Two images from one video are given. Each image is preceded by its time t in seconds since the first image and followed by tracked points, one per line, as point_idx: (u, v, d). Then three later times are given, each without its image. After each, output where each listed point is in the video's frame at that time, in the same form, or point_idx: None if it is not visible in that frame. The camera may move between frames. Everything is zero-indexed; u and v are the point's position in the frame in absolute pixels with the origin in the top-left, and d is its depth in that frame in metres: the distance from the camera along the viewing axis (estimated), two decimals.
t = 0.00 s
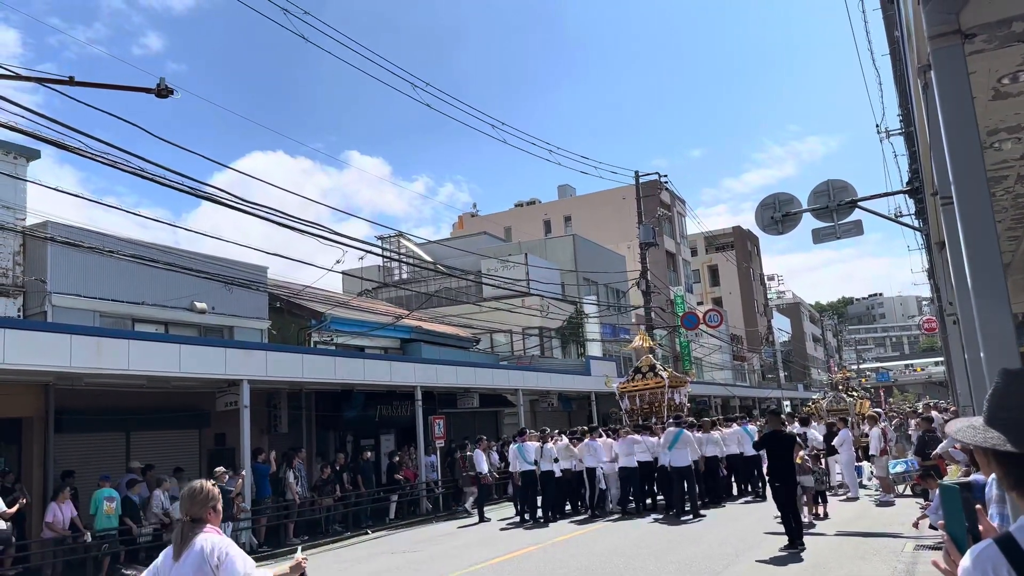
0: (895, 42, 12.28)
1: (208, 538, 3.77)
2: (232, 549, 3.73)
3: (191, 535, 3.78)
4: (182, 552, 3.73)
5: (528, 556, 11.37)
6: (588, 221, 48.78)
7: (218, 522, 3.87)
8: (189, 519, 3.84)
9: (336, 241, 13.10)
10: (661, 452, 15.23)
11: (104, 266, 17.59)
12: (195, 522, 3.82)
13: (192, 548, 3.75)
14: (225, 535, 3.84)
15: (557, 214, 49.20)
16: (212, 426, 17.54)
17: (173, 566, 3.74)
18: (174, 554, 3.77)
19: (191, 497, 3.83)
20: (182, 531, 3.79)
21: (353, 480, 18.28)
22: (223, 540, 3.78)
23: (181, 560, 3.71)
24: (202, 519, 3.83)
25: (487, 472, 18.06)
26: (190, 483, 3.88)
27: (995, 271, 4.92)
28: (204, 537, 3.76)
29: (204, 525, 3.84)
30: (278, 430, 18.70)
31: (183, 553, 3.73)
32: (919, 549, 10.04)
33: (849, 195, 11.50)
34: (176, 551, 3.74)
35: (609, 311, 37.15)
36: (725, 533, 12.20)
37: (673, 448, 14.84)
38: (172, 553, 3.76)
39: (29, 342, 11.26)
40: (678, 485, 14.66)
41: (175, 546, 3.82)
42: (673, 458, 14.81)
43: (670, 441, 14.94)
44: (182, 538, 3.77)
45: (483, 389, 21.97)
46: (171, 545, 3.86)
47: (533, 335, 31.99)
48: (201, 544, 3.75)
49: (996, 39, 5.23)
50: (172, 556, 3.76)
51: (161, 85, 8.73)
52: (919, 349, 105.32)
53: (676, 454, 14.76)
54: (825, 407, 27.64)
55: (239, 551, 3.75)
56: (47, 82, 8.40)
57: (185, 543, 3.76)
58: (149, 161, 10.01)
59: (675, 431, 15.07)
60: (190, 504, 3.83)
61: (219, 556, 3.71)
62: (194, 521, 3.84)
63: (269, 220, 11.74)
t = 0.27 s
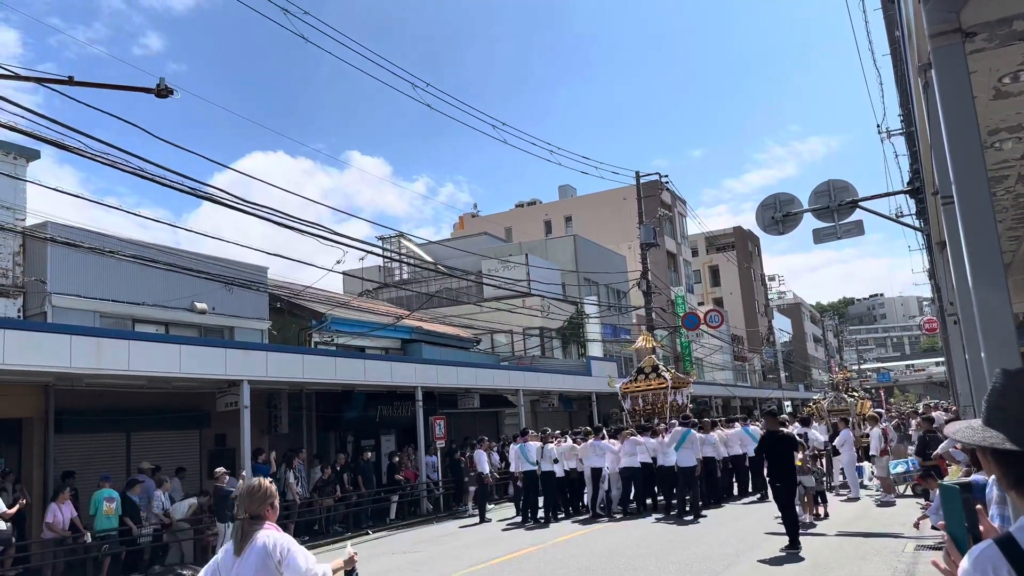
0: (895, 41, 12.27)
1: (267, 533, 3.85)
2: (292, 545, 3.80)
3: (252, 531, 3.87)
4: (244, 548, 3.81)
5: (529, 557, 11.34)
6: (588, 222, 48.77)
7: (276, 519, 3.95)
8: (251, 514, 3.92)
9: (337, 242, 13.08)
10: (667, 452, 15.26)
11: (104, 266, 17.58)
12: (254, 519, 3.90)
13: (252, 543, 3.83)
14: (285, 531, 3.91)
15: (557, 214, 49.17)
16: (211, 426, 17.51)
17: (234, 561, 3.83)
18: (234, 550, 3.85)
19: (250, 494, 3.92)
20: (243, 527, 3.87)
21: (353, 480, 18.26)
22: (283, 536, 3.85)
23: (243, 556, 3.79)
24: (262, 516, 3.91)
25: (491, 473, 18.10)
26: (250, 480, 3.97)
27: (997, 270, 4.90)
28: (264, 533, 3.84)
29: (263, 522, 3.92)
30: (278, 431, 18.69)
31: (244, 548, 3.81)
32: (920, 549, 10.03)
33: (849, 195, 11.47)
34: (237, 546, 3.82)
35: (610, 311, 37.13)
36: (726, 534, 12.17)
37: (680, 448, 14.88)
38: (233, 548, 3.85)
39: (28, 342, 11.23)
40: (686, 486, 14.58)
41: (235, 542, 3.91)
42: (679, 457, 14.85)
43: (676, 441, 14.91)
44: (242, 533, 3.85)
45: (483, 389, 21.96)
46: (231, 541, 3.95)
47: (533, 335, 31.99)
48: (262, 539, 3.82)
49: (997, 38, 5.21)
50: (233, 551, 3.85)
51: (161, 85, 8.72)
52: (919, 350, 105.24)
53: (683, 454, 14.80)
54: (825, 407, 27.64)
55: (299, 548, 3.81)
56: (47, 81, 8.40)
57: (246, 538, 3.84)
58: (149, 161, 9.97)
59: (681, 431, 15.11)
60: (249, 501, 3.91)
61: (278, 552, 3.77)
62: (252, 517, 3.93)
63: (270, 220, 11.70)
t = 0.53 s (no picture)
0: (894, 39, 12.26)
1: (315, 522, 4.19)
2: (341, 532, 4.14)
3: (302, 520, 4.21)
4: (296, 535, 4.17)
5: (528, 555, 11.34)
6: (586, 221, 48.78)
7: (325, 509, 4.29)
8: (298, 505, 4.28)
9: (335, 241, 13.18)
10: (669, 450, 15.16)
11: (102, 266, 17.55)
12: (304, 509, 4.25)
13: (302, 531, 4.17)
14: (333, 520, 4.25)
15: (555, 213, 49.16)
16: (210, 426, 17.48)
17: (286, 548, 4.17)
18: (287, 537, 4.20)
19: (299, 485, 4.27)
20: (293, 517, 4.22)
21: (352, 480, 18.25)
22: (331, 524, 4.20)
23: (295, 541, 4.14)
24: (311, 508, 4.25)
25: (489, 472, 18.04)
26: (300, 474, 4.33)
27: (996, 268, 4.89)
28: (313, 521, 4.18)
29: (312, 512, 4.26)
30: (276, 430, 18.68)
31: (295, 535, 4.15)
32: (919, 547, 10.04)
33: (848, 193, 11.47)
34: (290, 534, 4.18)
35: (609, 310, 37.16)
36: (725, 532, 12.18)
37: (683, 445, 14.70)
38: (286, 535, 4.20)
39: (26, 342, 11.20)
40: (688, 484, 14.51)
41: (287, 530, 4.26)
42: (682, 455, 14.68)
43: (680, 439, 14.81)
44: (293, 523, 4.21)
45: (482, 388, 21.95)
46: (284, 529, 4.31)
47: (532, 334, 31.99)
48: (312, 527, 4.18)
49: (996, 34, 5.20)
50: (285, 539, 4.19)
51: (159, 84, 8.71)
52: (918, 348, 105.34)
53: (686, 451, 14.63)
54: (824, 406, 27.65)
55: (345, 534, 4.15)
56: (44, 81, 8.39)
57: (297, 526, 4.19)
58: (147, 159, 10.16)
59: (684, 429, 14.98)
60: (298, 491, 4.27)
61: (326, 538, 4.11)
62: (302, 507, 4.27)
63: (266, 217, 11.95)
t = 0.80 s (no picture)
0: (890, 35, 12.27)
1: (358, 516, 4.19)
2: (383, 524, 4.19)
3: (344, 515, 4.20)
4: (339, 528, 4.15)
5: (526, 553, 11.35)
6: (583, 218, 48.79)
7: (366, 506, 4.30)
8: (341, 502, 4.26)
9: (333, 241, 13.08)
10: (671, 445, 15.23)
11: (98, 265, 17.50)
12: (345, 505, 4.24)
13: (344, 525, 4.16)
14: (375, 516, 4.28)
15: (552, 211, 49.15)
16: (207, 425, 17.46)
17: (329, 542, 4.13)
18: (329, 532, 4.17)
19: (342, 482, 4.26)
20: (335, 511, 4.20)
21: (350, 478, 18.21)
22: (374, 518, 4.22)
23: (338, 535, 4.11)
24: (353, 502, 4.25)
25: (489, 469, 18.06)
26: (341, 471, 4.32)
27: (992, 265, 4.91)
28: (355, 516, 4.18)
29: (354, 508, 4.25)
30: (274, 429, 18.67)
31: (339, 529, 4.13)
32: (916, 542, 10.07)
33: (845, 189, 11.49)
34: (332, 527, 4.15)
35: (606, 308, 37.19)
36: (722, 528, 12.18)
37: (685, 441, 14.79)
38: (328, 530, 4.17)
39: (22, 342, 11.18)
40: (689, 478, 14.38)
41: (328, 525, 4.23)
42: (684, 450, 14.75)
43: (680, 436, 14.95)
44: (335, 517, 4.19)
45: (479, 386, 21.95)
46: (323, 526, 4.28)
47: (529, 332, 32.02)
48: (355, 520, 4.18)
49: (992, 31, 5.19)
50: (327, 533, 4.16)
51: (154, 83, 8.69)
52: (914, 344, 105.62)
53: (687, 447, 14.70)
54: (821, 402, 27.71)
55: (387, 527, 4.21)
56: (40, 80, 8.37)
57: (339, 521, 4.18)
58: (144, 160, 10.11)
59: (686, 425, 15.07)
60: (341, 488, 4.25)
61: (370, 532, 4.14)
62: (344, 503, 4.25)
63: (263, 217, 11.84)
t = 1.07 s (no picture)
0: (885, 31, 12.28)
1: (397, 507, 4.58)
2: (420, 514, 4.60)
3: (383, 506, 4.59)
4: (380, 518, 4.53)
5: (526, 550, 11.37)
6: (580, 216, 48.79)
7: (402, 500, 4.69)
8: (379, 495, 4.64)
9: (330, 240, 13.03)
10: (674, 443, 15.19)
11: (95, 266, 17.49)
12: (384, 497, 4.62)
13: (384, 515, 4.54)
14: (411, 508, 4.67)
15: (549, 208, 49.13)
16: (205, 425, 17.45)
17: (371, 531, 4.50)
18: (370, 522, 4.54)
19: (381, 475, 4.67)
20: (376, 502, 4.59)
21: (348, 477, 18.20)
22: (411, 509, 4.62)
23: (379, 525, 4.49)
24: (391, 495, 4.64)
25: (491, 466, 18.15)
26: (378, 467, 4.72)
27: (986, 259, 4.91)
28: (394, 507, 4.57)
29: (391, 501, 4.64)
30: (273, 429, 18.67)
31: (380, 518, 4.51)
32: (914, 537, 10.10)
33: (841, 185, 11.52)
34: (374, 517, 4.53)
35: (604, 305, 37.21)
36: (721, 524, 12.22)
37: (688, 438, 14.76)
38: (369, 520, 4.54)
39: (19, 344, 11.17)
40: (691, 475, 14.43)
41: (367, 517, 4.61)
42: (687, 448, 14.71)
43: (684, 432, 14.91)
44: (376, 508, 4.57)
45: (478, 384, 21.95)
46: (362, 518, 4.65)
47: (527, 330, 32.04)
48: (395, 510, 4.58)
49: (984, 26, 5.20)
50: (368, 523, 4.52)
51: (149, 83, 8.67)
52: (912, 339, 105.81)
53: (690, 444, 14.66)
54: (819, 398, 27.76)
55: (423, 518, 4.62)
56: (34, 81, 8.35)
57: (379, 511, 4.56)
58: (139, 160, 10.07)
59: (688, 423, 15.04)
60: (380, 481, 4.66)
61: (410, 522, 4.53)
62: (382, 496, 4.64)
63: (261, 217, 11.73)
